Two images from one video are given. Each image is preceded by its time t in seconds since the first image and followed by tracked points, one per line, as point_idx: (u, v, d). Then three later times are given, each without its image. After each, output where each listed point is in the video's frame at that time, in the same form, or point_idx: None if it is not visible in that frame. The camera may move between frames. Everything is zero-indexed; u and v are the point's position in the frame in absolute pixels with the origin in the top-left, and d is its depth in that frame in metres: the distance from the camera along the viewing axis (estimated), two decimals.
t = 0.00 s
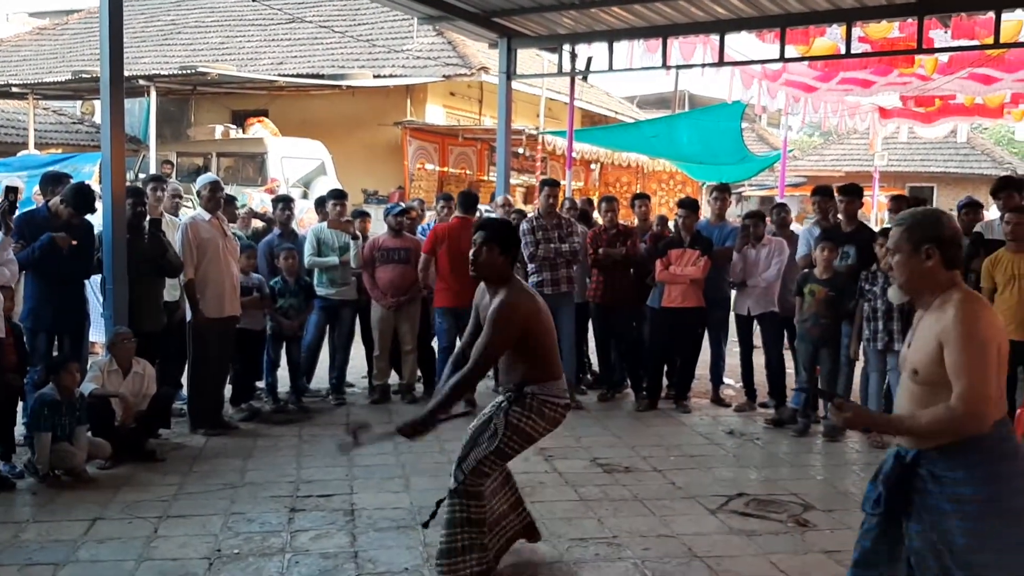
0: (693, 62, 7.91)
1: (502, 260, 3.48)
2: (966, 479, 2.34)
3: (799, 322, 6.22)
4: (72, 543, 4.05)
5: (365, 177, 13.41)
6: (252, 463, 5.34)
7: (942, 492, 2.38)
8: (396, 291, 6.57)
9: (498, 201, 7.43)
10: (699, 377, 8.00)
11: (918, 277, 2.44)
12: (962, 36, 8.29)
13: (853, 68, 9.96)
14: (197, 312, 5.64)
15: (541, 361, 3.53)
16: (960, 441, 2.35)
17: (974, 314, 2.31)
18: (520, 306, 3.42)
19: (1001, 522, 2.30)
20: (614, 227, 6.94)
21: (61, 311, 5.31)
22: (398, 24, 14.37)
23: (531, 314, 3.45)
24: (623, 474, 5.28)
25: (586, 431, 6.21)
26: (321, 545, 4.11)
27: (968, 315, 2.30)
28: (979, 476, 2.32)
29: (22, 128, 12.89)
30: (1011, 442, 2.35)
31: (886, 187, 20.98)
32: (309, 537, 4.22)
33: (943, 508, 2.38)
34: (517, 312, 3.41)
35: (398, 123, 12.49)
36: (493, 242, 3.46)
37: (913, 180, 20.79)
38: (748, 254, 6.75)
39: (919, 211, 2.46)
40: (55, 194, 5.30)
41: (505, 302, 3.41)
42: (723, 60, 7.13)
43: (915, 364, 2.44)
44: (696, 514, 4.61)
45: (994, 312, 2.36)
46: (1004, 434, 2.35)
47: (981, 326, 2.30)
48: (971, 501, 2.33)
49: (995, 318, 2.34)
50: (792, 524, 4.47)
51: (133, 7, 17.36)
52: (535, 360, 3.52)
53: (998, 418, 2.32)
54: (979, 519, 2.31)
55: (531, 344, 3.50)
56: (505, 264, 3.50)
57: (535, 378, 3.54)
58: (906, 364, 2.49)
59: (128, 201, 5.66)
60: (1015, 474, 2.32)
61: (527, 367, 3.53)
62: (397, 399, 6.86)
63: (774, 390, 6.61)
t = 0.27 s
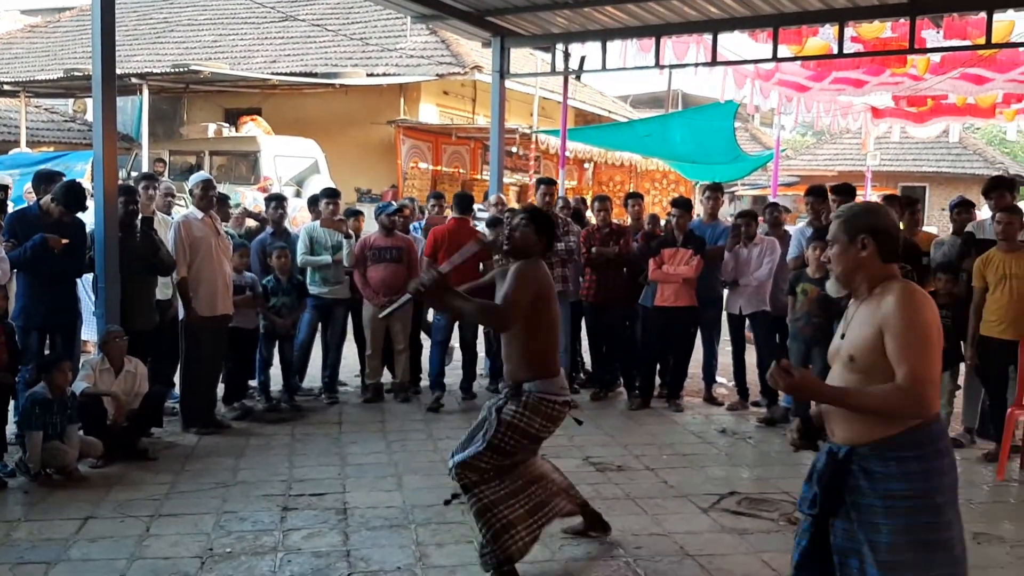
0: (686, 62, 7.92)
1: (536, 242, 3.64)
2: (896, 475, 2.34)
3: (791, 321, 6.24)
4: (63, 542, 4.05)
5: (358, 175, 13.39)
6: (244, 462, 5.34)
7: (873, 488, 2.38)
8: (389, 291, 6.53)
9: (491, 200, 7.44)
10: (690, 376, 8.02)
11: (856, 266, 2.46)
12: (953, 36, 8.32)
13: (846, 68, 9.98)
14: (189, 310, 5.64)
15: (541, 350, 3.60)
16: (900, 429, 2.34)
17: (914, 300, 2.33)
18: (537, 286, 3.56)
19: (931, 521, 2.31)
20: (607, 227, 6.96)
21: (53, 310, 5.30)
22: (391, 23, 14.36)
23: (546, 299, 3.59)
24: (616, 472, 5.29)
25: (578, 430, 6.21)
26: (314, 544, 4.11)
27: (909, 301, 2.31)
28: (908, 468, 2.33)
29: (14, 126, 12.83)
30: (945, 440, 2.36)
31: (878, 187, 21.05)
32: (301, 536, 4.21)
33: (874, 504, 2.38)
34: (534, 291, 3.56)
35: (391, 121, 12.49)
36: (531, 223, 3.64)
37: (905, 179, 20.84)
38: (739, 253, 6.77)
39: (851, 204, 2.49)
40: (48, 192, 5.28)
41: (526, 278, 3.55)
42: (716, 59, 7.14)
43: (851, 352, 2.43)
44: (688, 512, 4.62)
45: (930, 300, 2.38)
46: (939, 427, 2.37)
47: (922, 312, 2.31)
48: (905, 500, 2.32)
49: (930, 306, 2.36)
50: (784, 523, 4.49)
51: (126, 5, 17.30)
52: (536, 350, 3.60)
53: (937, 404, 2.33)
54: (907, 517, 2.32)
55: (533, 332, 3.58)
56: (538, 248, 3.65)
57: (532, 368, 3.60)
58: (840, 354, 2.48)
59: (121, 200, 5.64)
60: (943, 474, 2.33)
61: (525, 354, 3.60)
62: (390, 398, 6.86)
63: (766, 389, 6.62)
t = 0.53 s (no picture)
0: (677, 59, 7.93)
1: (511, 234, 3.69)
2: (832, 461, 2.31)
3: (783, 318, 6.26)
4: (52, 539, 4.03)
5: (350, 173, 13.36)
6: (234, 459, 5.32)
7: (806, 474, 2.34)
8: (378, 288, 6.56)
9: (483, 197, 7.43)
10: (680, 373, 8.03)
11: (814, 256, 2.36)
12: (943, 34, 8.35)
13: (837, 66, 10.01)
14: (180, 306, 5.63)
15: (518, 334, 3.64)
16: (840, 423, 2.28)
17: (860, 298, 2.24)
18: (507, 274, 3.61)
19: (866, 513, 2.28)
20: (599, 224, 6.94)
21: (41, 307, 5.28)
22: (383, 20, 14.33)
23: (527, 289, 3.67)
24: (606, 469, 5.30)
25: (569, 427, 6.22)
26: (304, 541, 4.10)
27: (853, 301, 2.23)
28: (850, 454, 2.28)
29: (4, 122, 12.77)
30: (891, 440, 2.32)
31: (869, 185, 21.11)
32: (291, 533, 4.21)
33: (805, 488, 2.34)
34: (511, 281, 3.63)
35: (383, 118, 12.46)
36: (508, 217, 3.68)
37: (896, 177, 20.89)
38: (730, 250, 6.78)
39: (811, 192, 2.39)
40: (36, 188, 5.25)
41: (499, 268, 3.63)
42: (707, 57, 7.15)
43: (799, 342, 2.36)
44: (678, 509, 4.63)
45: (880, 300, 2.29)
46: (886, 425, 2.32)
47: (867, 312, 2.22)
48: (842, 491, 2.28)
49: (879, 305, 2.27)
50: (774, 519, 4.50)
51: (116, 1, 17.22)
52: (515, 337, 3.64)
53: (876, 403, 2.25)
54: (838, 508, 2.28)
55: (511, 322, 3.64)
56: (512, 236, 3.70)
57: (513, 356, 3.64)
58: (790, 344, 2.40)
59: (110, 196, 5.62)
60: (888, 473, 2.26)
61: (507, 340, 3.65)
62: (381, 395, 6.85)
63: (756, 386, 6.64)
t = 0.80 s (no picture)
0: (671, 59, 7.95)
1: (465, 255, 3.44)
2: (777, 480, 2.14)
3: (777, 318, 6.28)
4: (45, 539, 4.03)
5: (344, 171, 13.35)
6: (228, 458, 5.32)
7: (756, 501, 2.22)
8: (373, 287, 6.56)
9: (478, 197, 7.45)
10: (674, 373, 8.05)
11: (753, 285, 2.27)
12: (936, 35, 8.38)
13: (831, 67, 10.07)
14: (174, 305, 5.61)
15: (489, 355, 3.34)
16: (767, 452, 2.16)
17: (777, 328, 2.10)
18: (470, 295, 3.36)
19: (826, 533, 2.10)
20: (594, 223, 6.97)
21: (34, 305, 5.27)
22: (377, 19, 14.32)
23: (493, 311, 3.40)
24: (600, 468, 5.31)
25: (563, 426, 6.23)
26: (298, 540, 4.10)
27: (763, 332, 2.10)
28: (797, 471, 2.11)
29: None
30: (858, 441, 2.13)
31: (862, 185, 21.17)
32: (285, 532, 4.21)
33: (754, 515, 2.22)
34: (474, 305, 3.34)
35: (377, 117, 12.45)
36: (449, 238, 3.43)
37: (889, 178, 20.97)
38: (724, 250, 6.81)
39: (753, 219, 2.27)
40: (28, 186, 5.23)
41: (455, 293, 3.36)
42: (701, 57, 7.16)
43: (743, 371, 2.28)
44: (672, 508, 4.64)
45: (811, 328, 2.12)
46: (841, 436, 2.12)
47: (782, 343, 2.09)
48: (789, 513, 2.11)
49: (809, 333, 2.11)
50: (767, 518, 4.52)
51: None
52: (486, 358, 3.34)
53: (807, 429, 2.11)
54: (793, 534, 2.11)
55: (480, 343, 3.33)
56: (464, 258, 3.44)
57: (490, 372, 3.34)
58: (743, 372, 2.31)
59: (104, 194, 5.60)
60: (849, 493, 2.08)
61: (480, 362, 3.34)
62: (375, 394, 6.85)
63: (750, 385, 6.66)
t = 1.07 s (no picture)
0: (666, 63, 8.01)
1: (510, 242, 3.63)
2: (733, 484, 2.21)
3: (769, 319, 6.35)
4: (44, 539, 4.06)
5: (341, 173, 13.39)
6: (225, 458, 5.36)
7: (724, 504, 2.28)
8: (368, 288, 6.58)
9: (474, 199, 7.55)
10: (669, 374, 8.12)
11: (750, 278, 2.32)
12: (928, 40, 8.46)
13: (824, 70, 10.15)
14: (171, 305, 5.65)
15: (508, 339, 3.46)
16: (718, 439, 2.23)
17: (733, 325, 2.17)
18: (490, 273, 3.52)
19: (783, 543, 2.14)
20: (589, 225, 7.08)
21: (32, 305, 5.30)
22: (373, 21, 14.36)
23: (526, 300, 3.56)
24: (596, 469, 5.36)
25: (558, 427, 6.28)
26: (295, 540, 4.14)
27: (718, 326, 2.18)
28: (752, 476, 2.18)
29: None
30: (818, 447, 2.15)
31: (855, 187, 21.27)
32: (283, 531, 4.25)
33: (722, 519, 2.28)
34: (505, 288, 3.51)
35: (373, 119, 12.48)
36: (498, 217, 3.62)
37: (882, 180, 21.08)
38: (716, 251, 6.93)
39: (750, 207, 2.28)
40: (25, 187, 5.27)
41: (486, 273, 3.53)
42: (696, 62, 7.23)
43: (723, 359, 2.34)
44: (666, 508, 4.70)
45: (769, 331, 2.15)
46: (798, 440, 2.15)
47: (734, 340, 2.16)
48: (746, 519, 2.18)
49: (765, 335, 2.15)
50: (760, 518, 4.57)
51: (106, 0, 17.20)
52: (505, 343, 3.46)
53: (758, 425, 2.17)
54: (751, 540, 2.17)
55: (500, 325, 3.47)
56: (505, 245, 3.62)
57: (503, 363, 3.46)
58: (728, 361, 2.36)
59: (102, 196, 5.64)
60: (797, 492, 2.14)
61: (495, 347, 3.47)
62: (371, 395, 6.89)
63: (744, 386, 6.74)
